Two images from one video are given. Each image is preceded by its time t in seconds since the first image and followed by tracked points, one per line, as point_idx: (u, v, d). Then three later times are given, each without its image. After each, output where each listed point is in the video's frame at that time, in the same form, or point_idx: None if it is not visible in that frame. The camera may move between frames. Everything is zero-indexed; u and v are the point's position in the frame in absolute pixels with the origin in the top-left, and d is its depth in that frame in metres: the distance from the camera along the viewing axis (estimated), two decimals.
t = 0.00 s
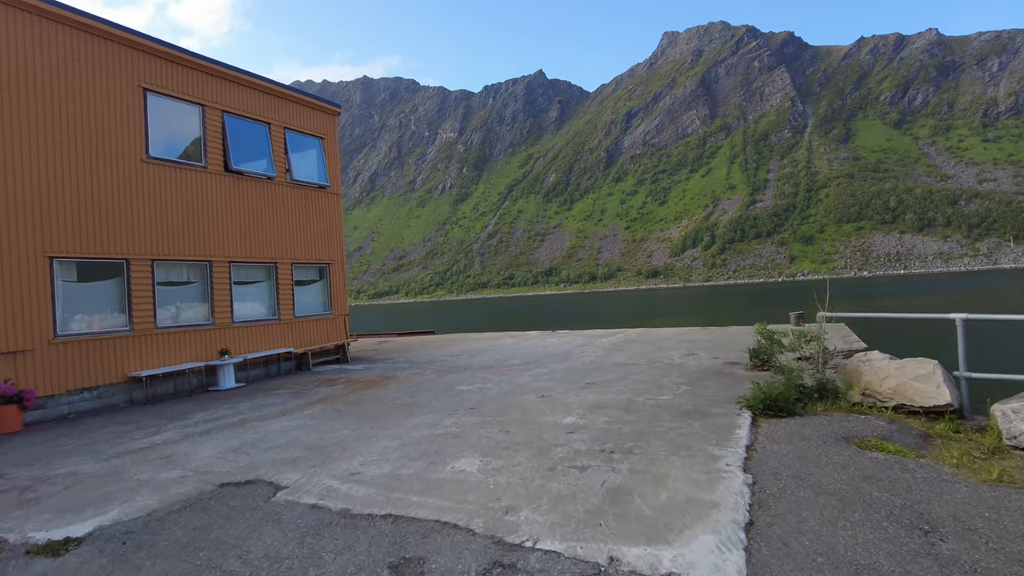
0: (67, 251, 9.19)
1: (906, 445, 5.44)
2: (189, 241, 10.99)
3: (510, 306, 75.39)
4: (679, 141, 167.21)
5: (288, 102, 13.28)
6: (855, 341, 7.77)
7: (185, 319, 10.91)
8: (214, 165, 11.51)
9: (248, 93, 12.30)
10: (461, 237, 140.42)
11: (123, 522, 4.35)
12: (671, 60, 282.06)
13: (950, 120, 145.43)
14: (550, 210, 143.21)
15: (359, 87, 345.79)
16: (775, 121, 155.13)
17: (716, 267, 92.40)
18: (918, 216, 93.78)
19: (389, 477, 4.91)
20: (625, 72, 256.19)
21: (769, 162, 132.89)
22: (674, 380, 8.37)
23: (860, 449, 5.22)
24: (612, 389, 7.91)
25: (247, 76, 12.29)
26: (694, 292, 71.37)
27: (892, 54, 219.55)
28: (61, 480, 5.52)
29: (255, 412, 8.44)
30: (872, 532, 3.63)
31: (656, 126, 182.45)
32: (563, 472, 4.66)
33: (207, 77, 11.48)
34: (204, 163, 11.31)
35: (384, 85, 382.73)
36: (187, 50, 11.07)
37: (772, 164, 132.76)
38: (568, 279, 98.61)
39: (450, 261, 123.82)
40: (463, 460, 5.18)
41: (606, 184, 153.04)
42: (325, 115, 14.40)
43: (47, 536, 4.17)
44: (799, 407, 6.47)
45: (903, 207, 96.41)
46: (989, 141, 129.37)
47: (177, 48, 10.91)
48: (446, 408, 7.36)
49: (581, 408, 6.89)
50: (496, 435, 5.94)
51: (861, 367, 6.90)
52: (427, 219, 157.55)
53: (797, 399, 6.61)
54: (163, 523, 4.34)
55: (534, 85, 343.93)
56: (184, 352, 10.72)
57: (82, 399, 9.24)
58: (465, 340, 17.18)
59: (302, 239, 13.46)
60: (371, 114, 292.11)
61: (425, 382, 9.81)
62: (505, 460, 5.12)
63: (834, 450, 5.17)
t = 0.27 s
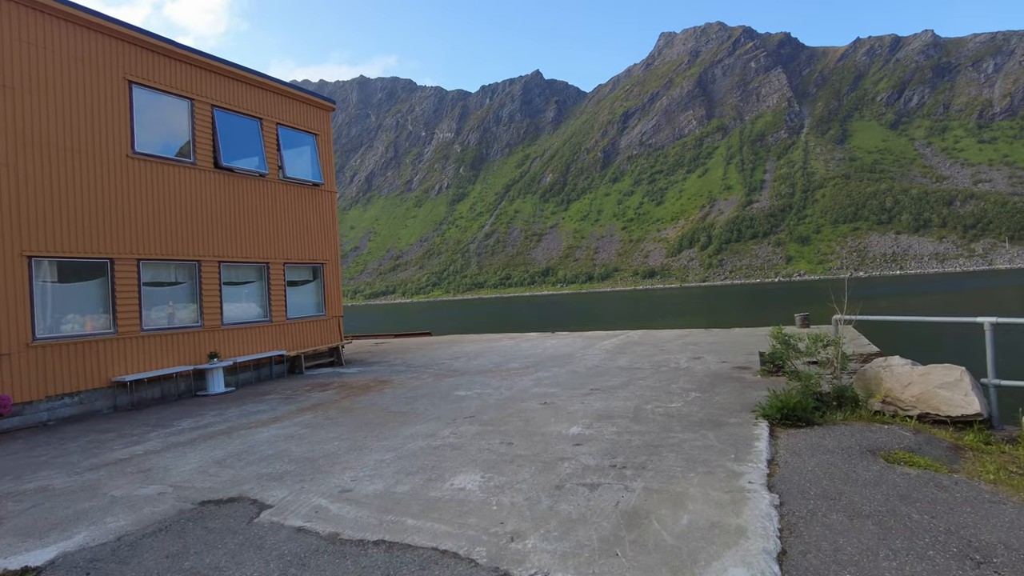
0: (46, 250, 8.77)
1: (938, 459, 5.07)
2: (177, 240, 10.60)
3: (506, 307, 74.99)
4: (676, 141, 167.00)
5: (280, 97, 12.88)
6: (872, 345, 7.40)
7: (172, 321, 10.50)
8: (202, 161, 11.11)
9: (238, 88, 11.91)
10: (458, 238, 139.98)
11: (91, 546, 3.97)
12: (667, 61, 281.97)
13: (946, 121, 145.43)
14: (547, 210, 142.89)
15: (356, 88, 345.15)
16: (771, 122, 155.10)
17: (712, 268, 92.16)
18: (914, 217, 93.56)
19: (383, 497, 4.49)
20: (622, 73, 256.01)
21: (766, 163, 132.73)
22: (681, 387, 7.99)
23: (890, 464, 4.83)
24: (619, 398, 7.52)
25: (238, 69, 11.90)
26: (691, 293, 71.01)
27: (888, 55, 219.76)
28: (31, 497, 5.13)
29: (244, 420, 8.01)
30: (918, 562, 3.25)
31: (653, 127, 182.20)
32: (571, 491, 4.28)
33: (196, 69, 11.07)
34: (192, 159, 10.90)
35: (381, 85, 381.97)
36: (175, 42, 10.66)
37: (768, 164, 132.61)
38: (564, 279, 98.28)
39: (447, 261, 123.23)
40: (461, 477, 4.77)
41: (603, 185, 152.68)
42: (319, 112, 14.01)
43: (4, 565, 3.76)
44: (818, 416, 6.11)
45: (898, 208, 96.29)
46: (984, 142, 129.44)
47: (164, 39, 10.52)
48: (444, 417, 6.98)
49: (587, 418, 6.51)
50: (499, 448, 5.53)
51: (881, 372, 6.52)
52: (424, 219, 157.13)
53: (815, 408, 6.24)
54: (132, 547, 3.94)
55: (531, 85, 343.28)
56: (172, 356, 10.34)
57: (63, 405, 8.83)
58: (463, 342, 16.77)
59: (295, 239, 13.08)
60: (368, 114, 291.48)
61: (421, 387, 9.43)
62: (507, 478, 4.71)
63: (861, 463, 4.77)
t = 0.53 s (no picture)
0: (23, 249, 8.37)
1: (963, 470, 4.76)
2: (163, 238, 10.22)
3: (502, 306, 74.61)
4: (671, 141, 166.87)
5: (271, 91, 12.52)
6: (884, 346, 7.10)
7: (156, 322, 10.11)
8: (189, 157, 10.74)
9: (226, 80, 11.53)
10: (453, 237, 139.49)
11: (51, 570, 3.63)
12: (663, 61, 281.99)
13: (939, 121, 145.69)
14: (543, 209, 142.53)
15: (351, 87, 344.07)
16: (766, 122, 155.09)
17: (707, 268, 92.04)
18: (908, 217, 93.49)
19: (371, 514, 4.15)
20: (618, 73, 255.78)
21: (761, 163, 132.70)
22: (686, 392, 7.67)
23: (914, 477, 4.50)
24: (622, 403, 7.18)
25: (226, 62, 11.52)
26: (686, 292, 70.76)
27: (883, 56, 220.08)
28: None
29: (230, 425, 7.65)
30: None
31: (649, 126, 182.02)
32: (573, 510, 3.96)
33: (182, 61, 10.70)
34: (179, 154, 10.53)
35: (376, 84, 380.98)
36: (160, 33, 10.29)
37: (764, 164, 132.56)
38: (560, 279, 97.97)
39: (443, 260, 122.69)
40: (456, 492, 4.44)
41: (598, 184, 152.37)
42: (311, 107, 13.65)
43: None
44: (832, 423, 5.80)
45: (893, 208, 96.20)
46: (978, 142, 129.65)
47: (148, 29, 10.12)
48: (439, 424, 6.64)
49: (589, 425, 6.18)
50: (497, 459, 5.20)
51: (898, 376, 6.20)
52: (420, 218, 156.64)
53: (828, 414, 5.94)
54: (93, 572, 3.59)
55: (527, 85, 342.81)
56: (156, 359, 9.96)
57: (42, 410, 8.46)
58: (460, 343, 16.43)
59: (286, 238, 12.72)
60: (364, 113, 290.56)
61: (416, 390, 9.09)
62: (506, 492, 4.37)
63: (883, 476, 4.44)
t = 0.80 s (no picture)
0: None
1: (1002, 485, 4.35)
2: (146, 236, 9.81)
3: (498, 307, 74.41)
4: (668, 141, 166.84)
5: (260, 83, 12.14)
6: (904, 348, 6.66)
7: (138, 322, 9.69)
8: (173, 151, 10.32)
9: (211, 71, 11.11)
10: (450, 237, 139.16)
11: None
12: (658, 61, 281.94)
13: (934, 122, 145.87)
14: (539, 209, 142.35)
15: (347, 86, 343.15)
16: (762, 122, 155.23)
17: (704, 267, 92.03)
18: (904, 217, 93.46)
19: (355, 537, 3.75)
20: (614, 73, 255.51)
21: (756, 163, 132.64)
22: (693, 396, 7.29)
23: (951, 492, 4.11)
24: (625, 408, 6.81)
25: (211, 54, 11.11)
26: (683, 293, 70.58)
27: (878, 57, 220.48)
28: None
29: (213, 433, 7.24)
30: None
31: (645, 126, 181.98)
32: (579, 534, 3.56)
33: (164, 51, 10.29)
34: (162, 149, 10.12)
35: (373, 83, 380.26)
36: (141, 22, 9.86)
37: (759, 165, 132.62)
38: (556, 280, 97.71)
39: (439, 260, 122.45)
40: (450, 511, 4.06)
41: (595, 184, 152.32)
42: (301, 100, 13.26)
43: None
44: (852, 430, 5.41)
45: (889, 208, 96.10)
46: (973, 143, 129.78)
47: (129, 17, 9.69)
48: (434, 431, 6.25)
49: (593, 434, 5.81)
50: (495, 472, 4.81)
51: (920, 379, 5.87)
52: (416, 219, 156.52)
53: (848, 422, 5.56)
54: None
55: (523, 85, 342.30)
56: (138, 362, 9.53)
57: (15, 418, 8.04)
58: (455, 344, 16.05)
59: (276, 236, 12.32)
60: (360, 113, 290.08)
61: (409, 394, 8.71)
62: (504, 512, 3.98)
63: (916, 493, 4.06)
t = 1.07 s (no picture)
0: None
1: None
2: (130, 234, 9.39)
3: (496, 304, 74.05)
4: (666, 138, 166.42)
5: (250, 76, 11.75)
6: (929, 352, 6.28)
7: (124, 324, 9.30)
8: (160, 146, 9.91)
9: (200, 63, 10.71)
10: (448, 235, 138.78)
11: None
12: (657, 58, 281.28)
13: (932, 119, 145.61)
14: (538, 207, 141.96)
15: (345, 83, 341.96)
16: (760, 119, 154.92)
17: (702, 265, 91.75)
18: (902, 214, 93.21)
19: (344, 568, 3.38)
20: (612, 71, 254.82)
21: (755, 160, 132.40)
22: (702, 402, 6.95)
23: (998, 513, 3.73)
24: (633, 416, 6.43)
25: (200, 44, 10.69)
26: (681, 290, 70.38)
27: (877, 54, 220.17)
28: None
29: (197, 441, 6.84)
30: None
31: (644, 124, 181.41)
32: (594, 566, 3.18)
33: (150, 41, 9.86)
34: (149, 143, 9.71)
35: (370, 80, 379.14)
36: (126, 11, 9.44)
37: (758, 162, 132.33)
38: (554, 277, 97.35)
39: (438, 258, 122.10)
40: (447, 537, 3.67)
41: (593, 182, 151.87)
42: (293, 94, 12.88)
43: None
44: (878, 442, 5.03)
45: (887, 205, 95.90)
46: (971, 140, 129.56)
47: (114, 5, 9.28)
48: (429, 442, 5.87)
49: (601, 443, 5.46)
50: (495, 490, 4.43)
51: (948, 385, 5.51)
52: (414, 216, 156.20)
53: (875, 432, 5.17)
54: None
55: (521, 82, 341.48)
56: (123, 365, 9.13)
57: None
58: (453, 344, 15.67)
59: (268, 233, 11.94)
60: (358, 111, 289.39)
61: (404, 399, 8.35)
62: (507, 538, 3.60)
63: (959, 515, 3.68)
